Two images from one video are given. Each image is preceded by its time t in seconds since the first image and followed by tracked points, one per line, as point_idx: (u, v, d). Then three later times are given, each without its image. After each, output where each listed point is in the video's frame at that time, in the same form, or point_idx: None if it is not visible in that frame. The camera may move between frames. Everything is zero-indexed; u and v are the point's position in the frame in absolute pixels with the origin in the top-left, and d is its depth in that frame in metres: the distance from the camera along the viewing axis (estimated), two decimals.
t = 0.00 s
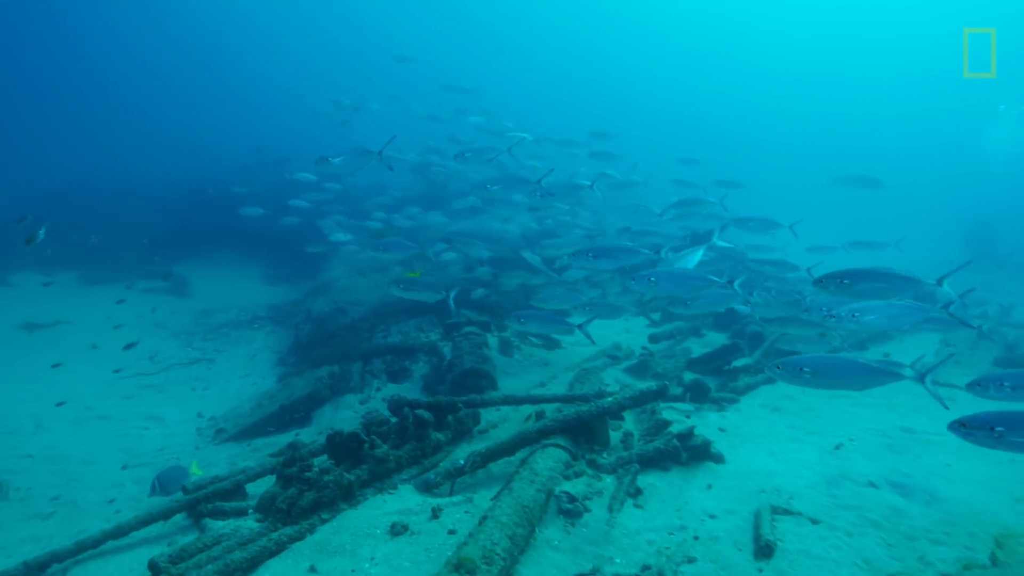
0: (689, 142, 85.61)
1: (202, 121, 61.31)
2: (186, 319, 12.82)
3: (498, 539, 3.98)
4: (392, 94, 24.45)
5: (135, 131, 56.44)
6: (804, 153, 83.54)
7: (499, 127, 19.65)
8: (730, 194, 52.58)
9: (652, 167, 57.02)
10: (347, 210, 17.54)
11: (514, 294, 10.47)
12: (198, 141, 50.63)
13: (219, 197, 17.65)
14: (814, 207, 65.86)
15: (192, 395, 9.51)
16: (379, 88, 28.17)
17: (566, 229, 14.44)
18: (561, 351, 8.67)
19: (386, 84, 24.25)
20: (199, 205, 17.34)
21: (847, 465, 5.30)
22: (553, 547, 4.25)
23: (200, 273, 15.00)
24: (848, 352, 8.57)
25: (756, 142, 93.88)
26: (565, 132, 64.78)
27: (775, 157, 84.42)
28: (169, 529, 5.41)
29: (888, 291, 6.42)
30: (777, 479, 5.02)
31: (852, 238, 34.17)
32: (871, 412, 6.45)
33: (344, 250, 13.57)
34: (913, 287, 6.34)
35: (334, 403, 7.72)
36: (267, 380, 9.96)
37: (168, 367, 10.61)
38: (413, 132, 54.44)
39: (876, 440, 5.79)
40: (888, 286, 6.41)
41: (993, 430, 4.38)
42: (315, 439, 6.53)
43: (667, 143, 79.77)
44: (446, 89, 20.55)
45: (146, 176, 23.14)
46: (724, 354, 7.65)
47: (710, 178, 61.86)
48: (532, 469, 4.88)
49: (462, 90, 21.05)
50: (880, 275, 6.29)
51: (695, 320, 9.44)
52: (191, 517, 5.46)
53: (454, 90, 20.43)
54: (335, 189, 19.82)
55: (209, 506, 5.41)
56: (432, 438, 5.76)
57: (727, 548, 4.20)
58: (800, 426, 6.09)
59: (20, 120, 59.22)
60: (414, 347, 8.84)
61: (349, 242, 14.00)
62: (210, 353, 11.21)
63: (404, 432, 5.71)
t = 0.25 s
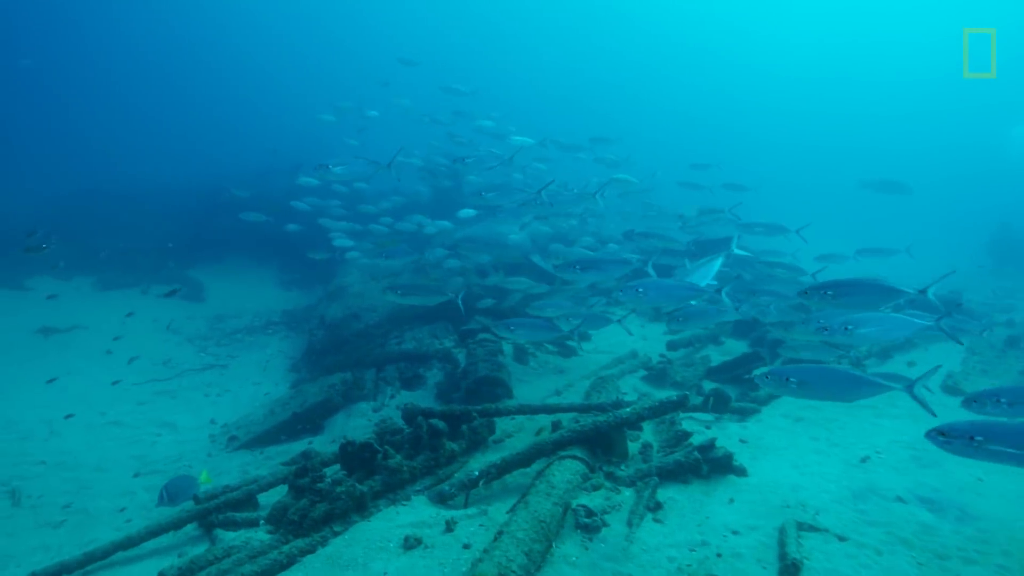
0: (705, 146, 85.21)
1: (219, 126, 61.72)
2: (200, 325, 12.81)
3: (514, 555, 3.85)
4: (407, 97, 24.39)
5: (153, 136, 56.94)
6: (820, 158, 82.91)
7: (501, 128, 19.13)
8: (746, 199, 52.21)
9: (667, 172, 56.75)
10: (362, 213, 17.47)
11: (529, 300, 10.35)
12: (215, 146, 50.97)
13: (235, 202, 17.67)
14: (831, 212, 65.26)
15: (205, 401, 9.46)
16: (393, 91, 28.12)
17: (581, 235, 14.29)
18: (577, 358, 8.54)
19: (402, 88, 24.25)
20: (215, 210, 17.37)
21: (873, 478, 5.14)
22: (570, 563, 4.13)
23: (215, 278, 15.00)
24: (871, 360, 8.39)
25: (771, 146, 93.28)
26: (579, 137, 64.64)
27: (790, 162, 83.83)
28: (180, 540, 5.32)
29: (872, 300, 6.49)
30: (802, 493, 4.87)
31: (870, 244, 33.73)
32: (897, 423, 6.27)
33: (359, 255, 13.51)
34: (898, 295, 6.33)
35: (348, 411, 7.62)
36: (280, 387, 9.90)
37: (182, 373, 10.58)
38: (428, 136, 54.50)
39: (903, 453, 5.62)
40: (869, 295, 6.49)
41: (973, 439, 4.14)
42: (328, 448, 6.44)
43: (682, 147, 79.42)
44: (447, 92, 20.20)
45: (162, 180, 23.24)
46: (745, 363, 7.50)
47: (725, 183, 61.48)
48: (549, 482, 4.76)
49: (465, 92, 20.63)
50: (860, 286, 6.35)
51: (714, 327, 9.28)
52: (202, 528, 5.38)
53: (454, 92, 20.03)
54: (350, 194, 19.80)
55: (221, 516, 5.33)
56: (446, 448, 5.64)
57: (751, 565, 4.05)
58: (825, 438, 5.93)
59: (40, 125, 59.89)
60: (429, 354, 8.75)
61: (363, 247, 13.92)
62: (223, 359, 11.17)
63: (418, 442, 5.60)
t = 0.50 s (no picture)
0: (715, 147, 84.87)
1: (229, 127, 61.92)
2: (208, 326, 12.76)
3: (524, 567, 3.74)
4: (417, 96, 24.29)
5: (165, 137, 57.20)
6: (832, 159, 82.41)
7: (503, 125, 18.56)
8: (757, 201, 51.90)
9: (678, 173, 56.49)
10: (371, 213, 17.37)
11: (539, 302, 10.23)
12: (227, 146, 51.15)
13: (244, 203, 17.64)
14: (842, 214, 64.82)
15: (212, 404, 9.40)
16: (402, 92, 28.03)
17: (592, 237, 14.15)
18: (588, 362, 8.42)
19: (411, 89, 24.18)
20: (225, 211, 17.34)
21: (893, 487, 5.00)
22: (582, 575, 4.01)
23: (223, 280, 14.97)
24: (887, 365, 8.24)
25: (783, 147, 92.73)
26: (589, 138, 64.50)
27: (801, 163, 83.32)
28: (184, 547, 5.24)
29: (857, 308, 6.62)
30: (820, 503, 4.74)
31: (884, 246, 33.39)
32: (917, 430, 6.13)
33: (367, 257, 13.43)
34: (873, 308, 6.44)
35: (355, 415, 7.53)
36: (288, 390, 9.82)
37: (189, 375, 10.53)
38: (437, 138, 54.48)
39: (924, 462, 5.47)
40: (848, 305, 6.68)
41: (929, 443, 3.95)
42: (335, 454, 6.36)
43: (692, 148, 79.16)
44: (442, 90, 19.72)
45: (173, 181, 23.29)
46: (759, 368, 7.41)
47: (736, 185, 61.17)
48: (560, 490, 4.65)
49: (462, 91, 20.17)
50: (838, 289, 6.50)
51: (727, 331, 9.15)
52: (207, 535, 5.30)
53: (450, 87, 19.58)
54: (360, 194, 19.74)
55: (226, 523, 5.24)
56: (455, 455, 5.54)
57: None
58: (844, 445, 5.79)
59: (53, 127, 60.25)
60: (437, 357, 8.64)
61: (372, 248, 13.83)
62: (232, 361, 11.11)
63: (426, 448, 5.50)
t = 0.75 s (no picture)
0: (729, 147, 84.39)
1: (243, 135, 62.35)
2: (223, 335, 12.75)
3: None
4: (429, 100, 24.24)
5: (181, 146, 57.65)
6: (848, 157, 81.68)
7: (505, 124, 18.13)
8: (771, 201, 51.49)
9: (691, 175, 56.19)
10: (384, 219, 17.33)
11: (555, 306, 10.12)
12: (241, 154, 51.48)
13: (258, 211, 17.67)
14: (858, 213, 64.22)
15: (227, 413, 9.35)
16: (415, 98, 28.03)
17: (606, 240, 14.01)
18: (605, 367, 8.29)
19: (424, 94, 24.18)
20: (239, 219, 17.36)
21: (925, 495, 4.83)
22: None
23: (238, 288, 14.96)
24: (913, 367, 8.06)
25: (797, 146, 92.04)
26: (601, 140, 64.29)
27: (816, 162, 82.65)
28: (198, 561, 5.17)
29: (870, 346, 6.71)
30: (849, 511, 4.58)
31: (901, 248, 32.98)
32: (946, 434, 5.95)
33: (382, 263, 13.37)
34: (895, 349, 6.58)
35: (370, 424, 7.45)
36: (303, 398, 9.77)
37: (205, 384, 10.50)
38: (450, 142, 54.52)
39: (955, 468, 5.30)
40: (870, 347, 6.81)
41: (894, 443, 3.93)
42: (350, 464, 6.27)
43: (706, 149, 78.74)
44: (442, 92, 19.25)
45: (187, 189, 23.38)
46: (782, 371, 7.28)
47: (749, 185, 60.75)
48: (579, 501, 4.53)
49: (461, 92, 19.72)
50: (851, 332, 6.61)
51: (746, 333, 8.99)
52: (222, 549, 5.22)
53: (451, 89, 19.16)
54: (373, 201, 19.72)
55: (240, 536, 5.16)
56: (471, 464, 5.43)
57: None
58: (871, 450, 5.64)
59: (70, 138, 60.91)
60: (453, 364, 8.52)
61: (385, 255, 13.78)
62: (246, 370, 11.07)
63: (442, 458, 5.40)
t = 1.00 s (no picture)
0: (737, 159, 84.22)
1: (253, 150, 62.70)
2: (230, 349, 12.68)
3: None
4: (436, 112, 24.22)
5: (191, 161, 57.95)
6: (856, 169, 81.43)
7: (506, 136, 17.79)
8: (780, 214, 51.24)
9: (699, 188, 56.05)
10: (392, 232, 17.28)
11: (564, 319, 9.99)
12: (251, 169, 51.71)
13: (266, 225, 17.65)
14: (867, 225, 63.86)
15: (233, 429, 9.26)
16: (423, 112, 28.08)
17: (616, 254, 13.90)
18: (616, 381, 8.14)
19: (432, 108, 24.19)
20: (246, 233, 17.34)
21: (947, 515, 4.68)
22: None
23: (246, 303, 14.92)
24: (930, 381, 7.90)
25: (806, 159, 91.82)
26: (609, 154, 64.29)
27: (825, 174, 82.45)
28: None
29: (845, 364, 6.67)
30: (869, 533, 4.44)
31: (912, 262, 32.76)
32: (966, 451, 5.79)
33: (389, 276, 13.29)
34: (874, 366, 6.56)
35: (376, 440, 7.35)
36: (310, 413, 9.66)
37: (211, 399, 10.41)
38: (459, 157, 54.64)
39: (978, 487, 5.14)
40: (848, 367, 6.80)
41: (838, 455, 4.25)
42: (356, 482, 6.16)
43: (714, 161, 78.64)
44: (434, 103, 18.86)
45: (196, 203, 23.44)
46: (796, 387, 7.15)
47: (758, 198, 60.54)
48: (589, 522, 4.41)
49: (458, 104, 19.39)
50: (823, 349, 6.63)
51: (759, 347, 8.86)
52: (224, 569, 5.12)
53: (449, 101, 18.86)
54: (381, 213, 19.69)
55: (242, 557, 5.05)
56: (479, 482, 5.31)
57: None
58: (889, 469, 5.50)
59: (82, 154, 61.44)
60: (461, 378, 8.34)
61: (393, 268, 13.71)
62: (253, 384, 10.99)
63: (449, 475, 5.28)
